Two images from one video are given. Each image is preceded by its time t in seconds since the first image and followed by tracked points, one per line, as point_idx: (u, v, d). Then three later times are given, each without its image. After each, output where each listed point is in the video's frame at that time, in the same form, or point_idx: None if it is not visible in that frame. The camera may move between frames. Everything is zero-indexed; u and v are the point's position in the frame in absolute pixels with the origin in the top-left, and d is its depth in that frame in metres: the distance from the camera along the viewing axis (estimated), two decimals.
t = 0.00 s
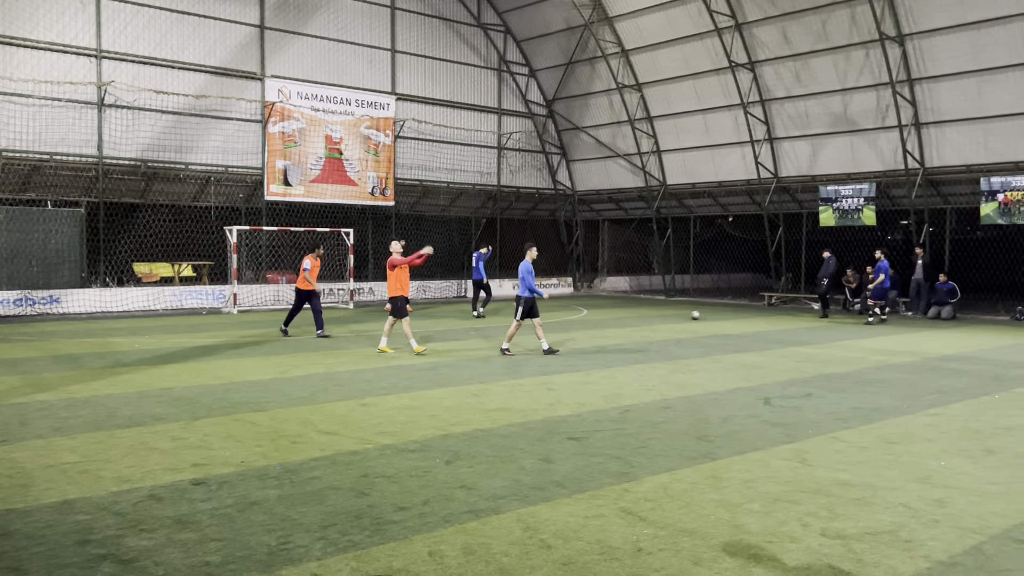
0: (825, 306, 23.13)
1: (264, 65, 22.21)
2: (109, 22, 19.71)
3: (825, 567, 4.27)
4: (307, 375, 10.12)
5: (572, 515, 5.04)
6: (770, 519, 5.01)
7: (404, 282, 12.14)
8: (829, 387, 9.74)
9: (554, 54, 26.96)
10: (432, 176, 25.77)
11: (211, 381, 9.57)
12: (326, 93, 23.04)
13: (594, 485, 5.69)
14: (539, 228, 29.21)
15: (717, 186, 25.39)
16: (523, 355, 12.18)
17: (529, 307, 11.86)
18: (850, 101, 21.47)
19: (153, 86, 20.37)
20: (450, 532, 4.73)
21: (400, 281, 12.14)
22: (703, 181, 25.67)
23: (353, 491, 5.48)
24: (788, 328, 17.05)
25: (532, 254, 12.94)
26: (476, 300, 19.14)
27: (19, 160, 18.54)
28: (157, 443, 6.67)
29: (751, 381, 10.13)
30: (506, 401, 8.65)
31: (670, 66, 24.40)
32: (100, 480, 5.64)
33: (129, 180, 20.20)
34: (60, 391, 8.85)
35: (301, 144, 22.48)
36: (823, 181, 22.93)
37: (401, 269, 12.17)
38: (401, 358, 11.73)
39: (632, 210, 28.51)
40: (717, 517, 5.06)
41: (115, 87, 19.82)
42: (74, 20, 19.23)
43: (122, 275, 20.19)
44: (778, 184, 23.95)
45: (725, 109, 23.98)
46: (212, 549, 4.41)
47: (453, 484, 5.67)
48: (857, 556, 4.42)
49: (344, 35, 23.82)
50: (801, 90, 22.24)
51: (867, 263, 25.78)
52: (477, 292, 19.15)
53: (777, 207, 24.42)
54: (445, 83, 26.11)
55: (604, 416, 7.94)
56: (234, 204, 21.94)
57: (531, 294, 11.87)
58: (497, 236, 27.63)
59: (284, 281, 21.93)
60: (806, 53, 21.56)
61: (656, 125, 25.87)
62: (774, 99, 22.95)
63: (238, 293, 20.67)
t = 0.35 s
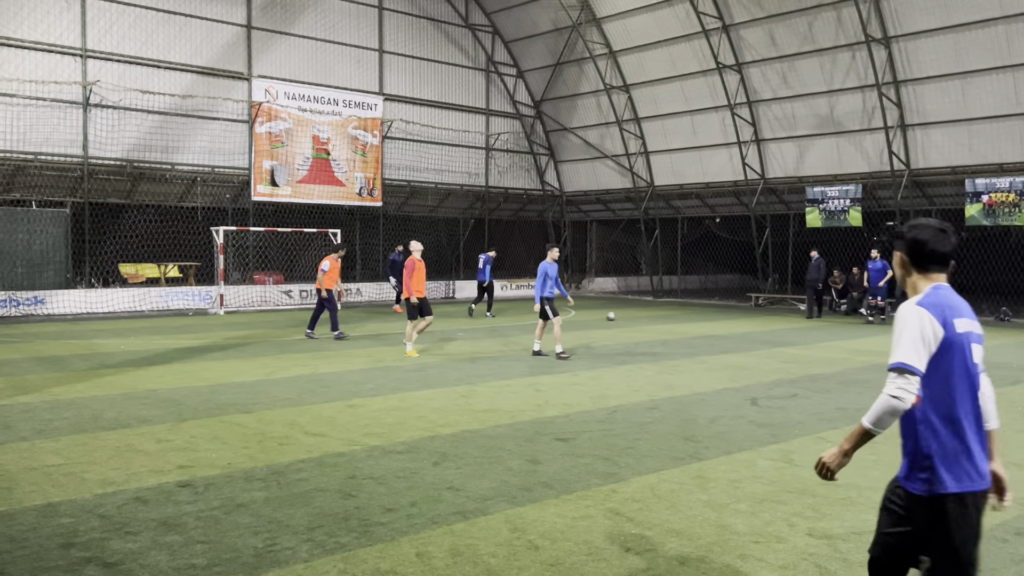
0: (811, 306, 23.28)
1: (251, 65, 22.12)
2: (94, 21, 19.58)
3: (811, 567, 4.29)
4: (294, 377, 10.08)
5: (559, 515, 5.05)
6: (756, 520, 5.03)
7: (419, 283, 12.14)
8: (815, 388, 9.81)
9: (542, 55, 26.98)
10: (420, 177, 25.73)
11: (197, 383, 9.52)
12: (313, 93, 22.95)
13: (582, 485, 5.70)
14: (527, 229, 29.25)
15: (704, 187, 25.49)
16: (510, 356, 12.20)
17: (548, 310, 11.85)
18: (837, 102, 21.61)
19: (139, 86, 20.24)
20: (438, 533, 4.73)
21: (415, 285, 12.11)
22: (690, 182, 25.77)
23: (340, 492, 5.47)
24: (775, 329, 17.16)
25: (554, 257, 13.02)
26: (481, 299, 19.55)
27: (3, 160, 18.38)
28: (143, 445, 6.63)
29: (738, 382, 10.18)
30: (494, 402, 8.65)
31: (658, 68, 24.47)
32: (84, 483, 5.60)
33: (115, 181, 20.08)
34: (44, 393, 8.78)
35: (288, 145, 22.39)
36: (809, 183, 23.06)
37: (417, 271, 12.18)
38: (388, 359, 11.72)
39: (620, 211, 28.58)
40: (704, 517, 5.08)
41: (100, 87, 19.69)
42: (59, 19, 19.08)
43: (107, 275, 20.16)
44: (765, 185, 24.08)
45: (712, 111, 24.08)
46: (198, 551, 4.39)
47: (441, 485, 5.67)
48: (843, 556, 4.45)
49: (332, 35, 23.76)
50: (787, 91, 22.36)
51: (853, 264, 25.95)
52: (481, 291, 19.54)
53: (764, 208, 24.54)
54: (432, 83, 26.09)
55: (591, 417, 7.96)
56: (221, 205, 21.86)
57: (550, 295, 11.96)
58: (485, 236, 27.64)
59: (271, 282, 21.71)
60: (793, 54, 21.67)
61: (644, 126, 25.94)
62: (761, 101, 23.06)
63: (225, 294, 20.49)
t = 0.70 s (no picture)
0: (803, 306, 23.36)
1: (243, 65, 22.06)
2: (84, 20, 19.50)
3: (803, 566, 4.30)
4: (286, 377, 10.06)
5: (551, 516, 5.05)
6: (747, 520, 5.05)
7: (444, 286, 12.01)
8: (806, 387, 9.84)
9: (534, 55, 26.97)
10: (412, 177, 25.68)
11: (188, 383, 9.49)
12: (306, 93, 22.88)
13: (574, 485, 5.71)
14: (520, 228, 29.26)
15: (696, 187, 25.54)
16: (503, 356, 12.21)
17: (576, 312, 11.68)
18: (828, 103, 21.69)
19: (129, 85, 20.15)
20: (430, 533, 4.73)
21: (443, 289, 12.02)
22: (682, 182, 25.82)
23: (331, 493, 5.46)
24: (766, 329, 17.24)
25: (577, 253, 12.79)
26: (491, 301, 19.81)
27: None
28: (133, 446, 6.61)
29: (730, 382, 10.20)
30: (486, 402, 8.66)
31: (650, 68, 24.52)
32: (75, 484, 5.57)
33: (105, 181, 19.98)
34: (34, 393, 8.74)
35: (280, 145, 22.32)
36: (801, 183, 23.13)
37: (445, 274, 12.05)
38: (382, 359, 11.72)
39: (613, 211, 28.61)
40: (696, 517, 5.09)
41: (90, 86, 19.62)
42: (49, 18, 18.99)
43: (99, 275, 20.13)
44: (757, 185, 24.15)
45: (704, 111, 24.14)
46: (190, 552, 4.37)
47: (433, 486, 5.66)
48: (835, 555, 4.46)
49: (324, 35, 23.72)
50: (779, 92, 22.43)
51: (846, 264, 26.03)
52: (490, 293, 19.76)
53: (756, 208, 24.61)
54: (425, 83, 26.07)
55: (583, 417, 7.97)
56: (212, 204, 21.76)
57: (572, 296, 11.81)
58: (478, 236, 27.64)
59: (262, 282, 21.72)
60: (785, 55, 21.73)
61: (636, 126, 25.98)
62: (753, 101, 23.12)
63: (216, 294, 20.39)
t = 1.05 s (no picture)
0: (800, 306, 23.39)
1: (239, 64, 22.03)
2: (80, 19, 19.46)
3: (799, 566, 4.31)
4: (283, 377, 10.05)
5: (548, 515, 5.05)
6: (744, 519, 5.05)
7: (475, 284, 12.14)
8: (803, 387, 9.86)
9: (531, 54, 26.96)
10: (409, 176, 25.67)
11: (184, 383, 9.46)
12: (303, 92, 22.85)
13: (571, 485, 5.70)
14: (517, 228, 29.25)
15: (693, 187, 25.55)
16: (499, 355, 12.21)
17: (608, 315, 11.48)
18: (825, 103, 21.72)
19: (126, 84, 20.11)
20: (427, 533, 4.72)
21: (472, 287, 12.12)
22: (679, 182, 25.83)
23: (328, 493, 5.45)
24: (763, 328, 17.26)
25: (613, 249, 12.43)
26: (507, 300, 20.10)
27: None
28: (129, 446, 6.59)
29: (726, 381, 10.22)
30: (483, 401, 8.66)
31: (647, 68, 24.52)
32: (70, 484, 5.56)
33: (102, 180, 19.93)
34: (29, 393, 8.71)
35: (277, 144, 22.27)
36: (797, 183, 23.15)
37: (477, 272, 12.18)
38: (380, 359, 11.72)
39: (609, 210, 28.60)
40: (693, 517, 5.09)
41: (87, 85, 19.57)
42: (45, 18, 18.94)
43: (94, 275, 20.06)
44: (754, 185, 24.17)
45: (701, 111, 24.15)
46: (186, 552, 4.36)
47: (430, 485, 5.66)
48: (831, 554, 4.47)
49: (320, 34, 23.69)
50: (776, 92, 22.46)
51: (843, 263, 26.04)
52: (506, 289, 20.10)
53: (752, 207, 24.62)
54: (422, 82, 26.05)
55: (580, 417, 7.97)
56: (209, 204, 21.73)
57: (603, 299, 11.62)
58: (475, 235, 27.65)
59: (259, 282, 21.70)
60: (782, 55, 21.75)
61: (633, 125, 25.98)
62: (750, 101, 23.15)
63: (214, 294, 20.53)
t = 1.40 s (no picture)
0: (803, 306, 23.34)
1: (242, 63, 22.06)
2: (84, 19, 19.49)
3: (802, 566, 4.30)
4: (286, 376, 10.06)
5: (551, 515, 5.05)
6: (747, 519, 5.04)
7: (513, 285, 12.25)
8: (806, 386, 9.84)
9: (534, 54, 26.96)
10: (412, 176, 25.68)
11: (186, 383, 9.47)
12: (306, 92, 22.86)
13: (573, 485, 5.70)
14: (520, 228, 29.24)
15: (696, 186, 25.50)
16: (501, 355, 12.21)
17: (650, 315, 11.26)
18: (828, 102, 21.68)
19: (129, 84, 20.14)
20: (431, 532, 4.72)
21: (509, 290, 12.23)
22: (683, 181, 25.80)
23: (331, 492, 5.45)
24: (766, 328, 17.23)
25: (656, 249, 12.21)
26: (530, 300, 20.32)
27: None
28: (133, 445, 6.60)
29: (729, 381, 10.21)
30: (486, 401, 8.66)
31: (651, 67, 24.50)
32: (74, 483, 5.57)
33: (106, 179, 19.96)
34: (33, 392, 8.73)
35: (280, 143, 22.30)
36: (801, 182, 23.11)
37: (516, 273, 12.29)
38: (382, 358, 11.72)
39: (612, 210, 28.57)
40: (696, 516, 5.08)
41: (90, 84, 19.61)
42: (49, 18, 18.97)
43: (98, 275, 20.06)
44: (757, 184, 24.13)
45: (704, 110, 24.11)
46: (189, 551, 4.37)
47: (433, 485, 5.66)
48: (834, 554, 4.46)
49: (324, 34, 23.71)
50: (779, 91, 22.43)
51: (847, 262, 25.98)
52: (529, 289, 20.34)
53: (756, 207, 24.58)
54: (424, 82, 26.05)
55: (583, 416, 7.96)
56: (212, 203, 21.75)
57: (650, 297, 11.35)
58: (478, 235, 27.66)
59: (262, 281, 21.73)
60: (785, 54, 21.72)
61: (636, 125, 25.96)
62: (753, 100, 23.11)
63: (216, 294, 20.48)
